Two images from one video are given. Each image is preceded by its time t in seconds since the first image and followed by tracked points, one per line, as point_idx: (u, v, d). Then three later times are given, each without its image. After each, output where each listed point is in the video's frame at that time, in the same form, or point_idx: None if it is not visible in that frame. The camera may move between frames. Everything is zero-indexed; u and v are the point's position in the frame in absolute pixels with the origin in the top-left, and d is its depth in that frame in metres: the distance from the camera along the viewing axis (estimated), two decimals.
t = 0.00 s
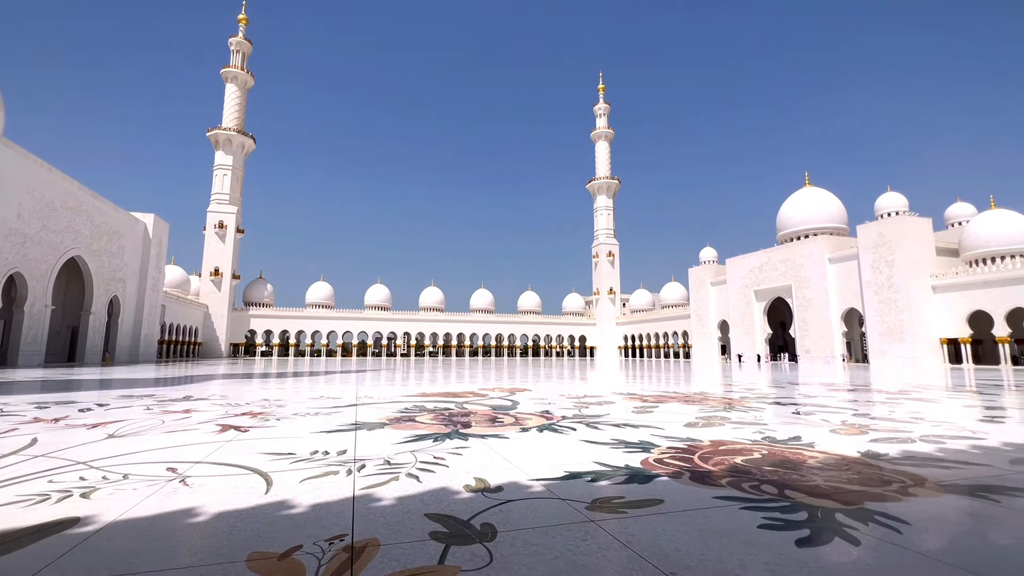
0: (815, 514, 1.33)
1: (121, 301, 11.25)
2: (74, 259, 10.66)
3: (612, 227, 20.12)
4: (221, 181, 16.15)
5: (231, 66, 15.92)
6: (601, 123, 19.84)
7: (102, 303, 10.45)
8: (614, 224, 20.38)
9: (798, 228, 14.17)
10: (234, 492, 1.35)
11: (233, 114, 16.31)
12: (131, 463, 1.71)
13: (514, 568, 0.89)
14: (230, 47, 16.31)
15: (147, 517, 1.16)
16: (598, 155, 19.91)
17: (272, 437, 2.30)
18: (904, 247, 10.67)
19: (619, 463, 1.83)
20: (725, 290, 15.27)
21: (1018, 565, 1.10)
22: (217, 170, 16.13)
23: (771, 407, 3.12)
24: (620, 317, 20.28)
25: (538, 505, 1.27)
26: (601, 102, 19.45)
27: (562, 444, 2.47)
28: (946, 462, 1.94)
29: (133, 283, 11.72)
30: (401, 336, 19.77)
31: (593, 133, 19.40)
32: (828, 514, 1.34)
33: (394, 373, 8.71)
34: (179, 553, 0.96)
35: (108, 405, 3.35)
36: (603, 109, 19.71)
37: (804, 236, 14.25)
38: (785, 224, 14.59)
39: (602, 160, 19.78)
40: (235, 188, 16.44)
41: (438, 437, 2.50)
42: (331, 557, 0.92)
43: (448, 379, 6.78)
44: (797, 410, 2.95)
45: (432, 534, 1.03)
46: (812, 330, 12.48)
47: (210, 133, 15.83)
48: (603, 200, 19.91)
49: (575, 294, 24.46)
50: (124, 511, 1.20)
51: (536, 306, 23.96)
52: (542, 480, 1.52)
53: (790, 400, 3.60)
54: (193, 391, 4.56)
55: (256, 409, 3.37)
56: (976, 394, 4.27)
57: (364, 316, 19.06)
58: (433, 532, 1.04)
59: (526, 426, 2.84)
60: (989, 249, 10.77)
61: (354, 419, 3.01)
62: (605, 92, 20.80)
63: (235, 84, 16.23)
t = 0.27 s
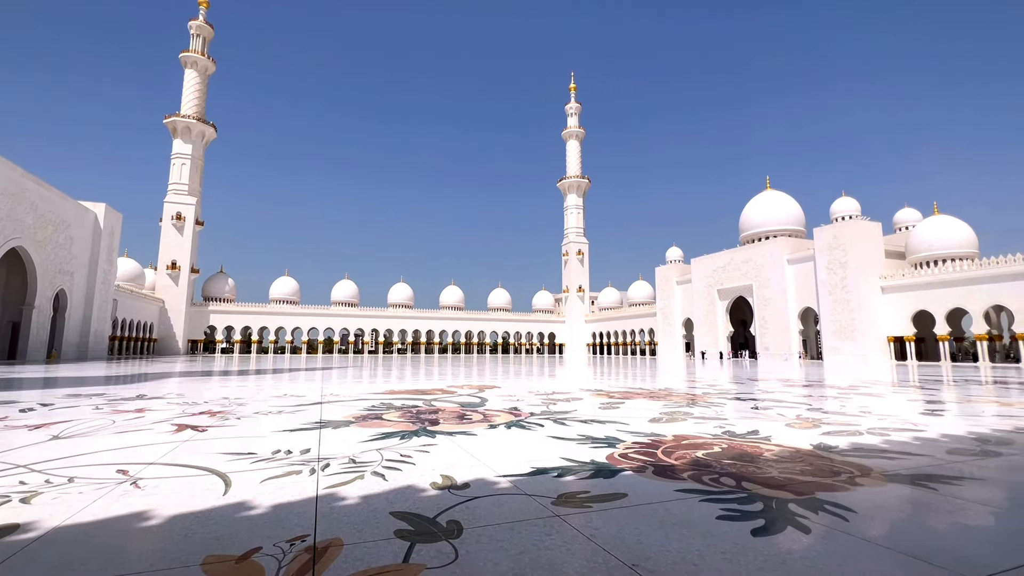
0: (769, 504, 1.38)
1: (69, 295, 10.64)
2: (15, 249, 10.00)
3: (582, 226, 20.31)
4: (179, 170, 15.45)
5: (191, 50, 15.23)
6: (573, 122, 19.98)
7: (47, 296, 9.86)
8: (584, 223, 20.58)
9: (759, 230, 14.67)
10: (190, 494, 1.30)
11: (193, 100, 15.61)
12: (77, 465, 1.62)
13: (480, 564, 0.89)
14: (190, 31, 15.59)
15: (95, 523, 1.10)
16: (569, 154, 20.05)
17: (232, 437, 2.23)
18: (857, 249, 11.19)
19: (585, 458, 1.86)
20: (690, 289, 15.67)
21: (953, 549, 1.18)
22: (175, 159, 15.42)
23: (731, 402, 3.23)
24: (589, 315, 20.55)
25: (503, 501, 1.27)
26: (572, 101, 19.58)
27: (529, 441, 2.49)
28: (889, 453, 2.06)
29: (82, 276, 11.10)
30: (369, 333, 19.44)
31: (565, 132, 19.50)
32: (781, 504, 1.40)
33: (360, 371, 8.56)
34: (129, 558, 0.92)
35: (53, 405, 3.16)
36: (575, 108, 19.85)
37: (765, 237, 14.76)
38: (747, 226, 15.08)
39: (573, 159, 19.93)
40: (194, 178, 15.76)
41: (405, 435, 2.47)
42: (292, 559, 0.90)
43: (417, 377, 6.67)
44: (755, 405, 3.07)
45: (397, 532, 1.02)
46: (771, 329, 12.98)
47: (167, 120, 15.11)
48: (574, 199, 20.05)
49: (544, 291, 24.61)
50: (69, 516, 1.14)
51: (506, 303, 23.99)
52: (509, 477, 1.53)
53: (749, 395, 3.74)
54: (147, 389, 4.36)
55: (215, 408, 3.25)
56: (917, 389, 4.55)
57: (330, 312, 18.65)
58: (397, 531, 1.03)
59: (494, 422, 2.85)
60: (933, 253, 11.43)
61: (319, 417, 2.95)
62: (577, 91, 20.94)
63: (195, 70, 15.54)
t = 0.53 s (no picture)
0: (727, 495, 1.43)
1: (9, 288, 9.97)
2: None
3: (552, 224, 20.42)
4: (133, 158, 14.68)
5: (145, 32, 14.47)
6: (544, 120, 20.05)
7: None
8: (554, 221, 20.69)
9: (722, 231, 15.11)
10: (142, 497, 1.25)
11: (147, 85, 14.85)
12: (16, 469, 1.53)
13: (444, 561, 0.89)
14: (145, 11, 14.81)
15: (35, 530, 1.04)
16: (539, 152, 20.11)
17: (189, 437, 2.14)
18: (813, 251, 11.67)
19: (551, 454, 1.88)
20: (656, 287, 16.01)
21: (893, 534, 1.25)
22: (128, 146, 14.64)
23: (693, 398, 3.33)
24: (558, 312, 20.71)
25: (470, 497, 1.27)
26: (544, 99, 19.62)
27: (497, 437, 2.49)
28: (839, 444, 2.16)
29: (23, 268, 10.41)
30: (335, 330, 19.03)
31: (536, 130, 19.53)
32: (738, 495, 1.45)
33: (326, 368, 8.37)
34: (74, 566, 0.88)
35: None
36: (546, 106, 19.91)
37: (727, 238, 15.22)
38: (711, 226, 15.50)
39: (543, 157, 20.00)
40: (149, 167, 15.01)
41: (371, 433, 2.44)
42: (251, 561, 0.88)
43: (385, 374, 6.56)
44: (716, 400, 3.17)
45: (361, 531, 1.01)
46: (732, 326, 13.41)
47: (119, 104, 14.32)
48: (544, 197, 20.13)
49: (514, 288, 24.67)
50: (6, 524, 1.07)
51: (475, 300, 23.91)
52: (476, 473, 1.53)
53: (710, 391, 3.86)
54: (96, 388, 4.13)
55: (170, 407, 3.11)
56: (865, 384, 4.81)
57: (295, 308, 18.15)
58: (361, 530, 1.02)
59: (462, 419, 2.84)
60: (882, 255, 12.05)
61: (281, 416, 2.87)
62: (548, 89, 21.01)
63: (150, 53, 14.77)
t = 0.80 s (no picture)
0: (687, 488, 1.48)
1: None
2: None
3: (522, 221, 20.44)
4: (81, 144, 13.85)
5: (95, 10, 13.65)
6: (514, 117, 20.03)
7: None
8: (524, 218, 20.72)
9: (687, 231, 15.49)
10: (89, 501, 1.19)
11: (97, 67, 14.03)
12: None
13: (408, 559, 0.88)
14: None
15: None
16: (510, 149, 20.08)
17: (142, 437, 2.05)
18: (773, 251, 12.12)
19: (518, 449, 1.89)
20: (624, 285, 16.29)
21: (840, 521, 1.32)
22: (75, 131, 13.80)
23: (657, 393, 3.41)
24: (527, 309, 20.81)
25: (435, 494, 1.27)
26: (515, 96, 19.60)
27: (464, 434, 2.49)
28: (793, 437, 2.26)
29: None
30: (299, 326, 18.54)
31: (507, 126, 19.48)
32: (697, 487, 1.50)
33: (290, 365, 8.14)
34: None
35: None
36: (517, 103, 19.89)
37: (692, 238, 15.61)
38: (677, 226, 15.86)
39: (514, 154, 19.99)
40: (99, 154, 14.20)
41: (335, 431, 2.39)
42: (206, 564, 0.85)
43: (351, 371, 6.43)
44: (679, 395, 3.26)
45: (323, 531, 0.99)
46: (696, 323, 13.79)
47: (65, 87, 13.48)
48: (515, 194, 20.13)
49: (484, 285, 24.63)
50: None
51: (445, 296, 23.74)
52: (442, 470, 1.53)
53: (673, 386, 3.96)
54: (38, 387, 3.89)
55: (121, 406, 2.97)
56: (819, 379, 5.04)
57: (257, 303, 17.57)
58: (324, 530, 1.00)
59: (429, 416, 2.82)
60: (836, 256, 12.62)
61: (241, 414, 2.78)
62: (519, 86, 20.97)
63: (101, 33, 13.95)
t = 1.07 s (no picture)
0: (646, 480, 1.52)
1: None
2: None
3: (490, 217, 20.36)
4: (18, 126, 12.90)
5: None
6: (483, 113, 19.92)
7: None
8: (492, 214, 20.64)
9: (651, 230, 15.82)
10: (22, 507, 1.11)
11: (36, 44, 13.08)
12: None
13: (369, 558, 0.87)
14: None
15: None
16: (479, 145, 19.96)
17: (84, 438, 1.94)
18: (732, 251, 12.52)
19: (482, 445, 1.89)
20: (590, 282, 16.50)
21: (789, 510, 1.39)
22: (11, 112, 12.84)
23: (620, 388, 3.48)
24: (495, 305, 20.79)
25: (397, 492, 1.25)
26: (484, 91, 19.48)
27: (429, 431, 2.48)
28: (747, 430, 2.35)
29: None
30: (259, 321, 17.92)
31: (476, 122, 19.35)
32: (656, 480, 1.54)
33: (249, 362, 7.86)
34: None
35: None
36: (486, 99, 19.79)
37: (656, 237, 15.96)
38: (642, 225, 16.18)
39: (483, 150, 19.88)
40: (39, 137, 13.27)
41: (295, 429, 2.33)
42: (153, 570, 0.81)
43: (314, 368, 6.25)
44: (641, 391, 3.34)
45: (279, 532, 0.96)
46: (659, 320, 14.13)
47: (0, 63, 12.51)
48: (483, 189, 20.04)
49: (451, 281, 24.47)
50: None
51: (411, 292, 23.43)
52: (405, 467, 1.51)
53: (636, 382, 4.05)
54: None
55: (61, 406, 2.79)
56: (773, 374, 5.26)
57: (214, 297, 16.88)
58: (280, 530, 0.97)
59: (393, 413, 2.79)
60: (790, 257, 13.16)
61: (195, 413, 2.67)
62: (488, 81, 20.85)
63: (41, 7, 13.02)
